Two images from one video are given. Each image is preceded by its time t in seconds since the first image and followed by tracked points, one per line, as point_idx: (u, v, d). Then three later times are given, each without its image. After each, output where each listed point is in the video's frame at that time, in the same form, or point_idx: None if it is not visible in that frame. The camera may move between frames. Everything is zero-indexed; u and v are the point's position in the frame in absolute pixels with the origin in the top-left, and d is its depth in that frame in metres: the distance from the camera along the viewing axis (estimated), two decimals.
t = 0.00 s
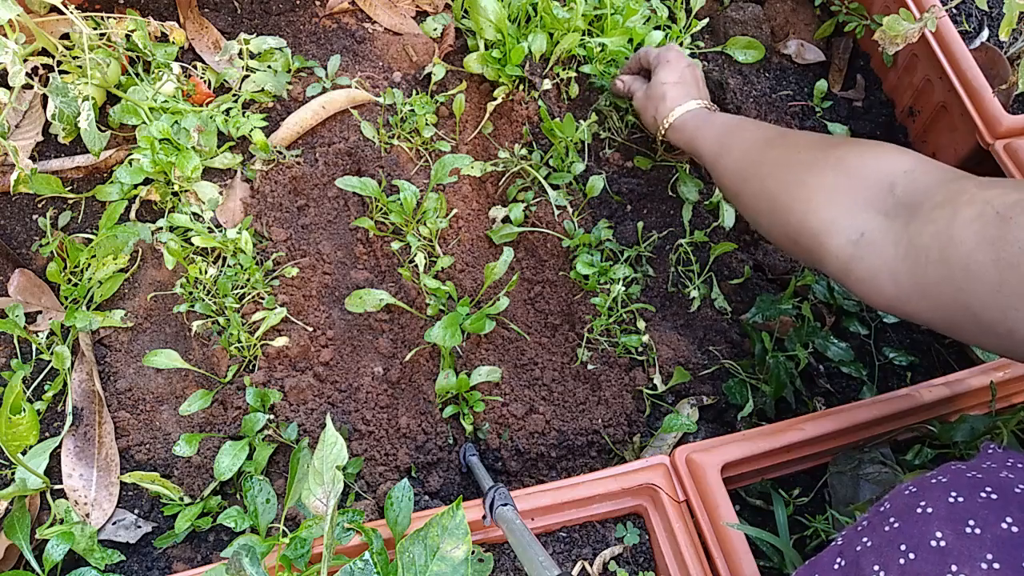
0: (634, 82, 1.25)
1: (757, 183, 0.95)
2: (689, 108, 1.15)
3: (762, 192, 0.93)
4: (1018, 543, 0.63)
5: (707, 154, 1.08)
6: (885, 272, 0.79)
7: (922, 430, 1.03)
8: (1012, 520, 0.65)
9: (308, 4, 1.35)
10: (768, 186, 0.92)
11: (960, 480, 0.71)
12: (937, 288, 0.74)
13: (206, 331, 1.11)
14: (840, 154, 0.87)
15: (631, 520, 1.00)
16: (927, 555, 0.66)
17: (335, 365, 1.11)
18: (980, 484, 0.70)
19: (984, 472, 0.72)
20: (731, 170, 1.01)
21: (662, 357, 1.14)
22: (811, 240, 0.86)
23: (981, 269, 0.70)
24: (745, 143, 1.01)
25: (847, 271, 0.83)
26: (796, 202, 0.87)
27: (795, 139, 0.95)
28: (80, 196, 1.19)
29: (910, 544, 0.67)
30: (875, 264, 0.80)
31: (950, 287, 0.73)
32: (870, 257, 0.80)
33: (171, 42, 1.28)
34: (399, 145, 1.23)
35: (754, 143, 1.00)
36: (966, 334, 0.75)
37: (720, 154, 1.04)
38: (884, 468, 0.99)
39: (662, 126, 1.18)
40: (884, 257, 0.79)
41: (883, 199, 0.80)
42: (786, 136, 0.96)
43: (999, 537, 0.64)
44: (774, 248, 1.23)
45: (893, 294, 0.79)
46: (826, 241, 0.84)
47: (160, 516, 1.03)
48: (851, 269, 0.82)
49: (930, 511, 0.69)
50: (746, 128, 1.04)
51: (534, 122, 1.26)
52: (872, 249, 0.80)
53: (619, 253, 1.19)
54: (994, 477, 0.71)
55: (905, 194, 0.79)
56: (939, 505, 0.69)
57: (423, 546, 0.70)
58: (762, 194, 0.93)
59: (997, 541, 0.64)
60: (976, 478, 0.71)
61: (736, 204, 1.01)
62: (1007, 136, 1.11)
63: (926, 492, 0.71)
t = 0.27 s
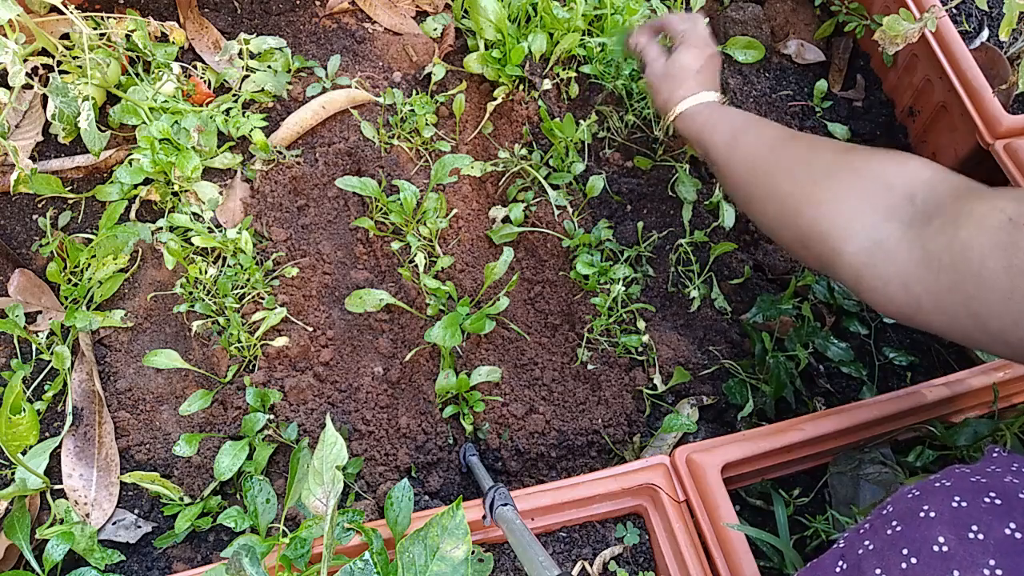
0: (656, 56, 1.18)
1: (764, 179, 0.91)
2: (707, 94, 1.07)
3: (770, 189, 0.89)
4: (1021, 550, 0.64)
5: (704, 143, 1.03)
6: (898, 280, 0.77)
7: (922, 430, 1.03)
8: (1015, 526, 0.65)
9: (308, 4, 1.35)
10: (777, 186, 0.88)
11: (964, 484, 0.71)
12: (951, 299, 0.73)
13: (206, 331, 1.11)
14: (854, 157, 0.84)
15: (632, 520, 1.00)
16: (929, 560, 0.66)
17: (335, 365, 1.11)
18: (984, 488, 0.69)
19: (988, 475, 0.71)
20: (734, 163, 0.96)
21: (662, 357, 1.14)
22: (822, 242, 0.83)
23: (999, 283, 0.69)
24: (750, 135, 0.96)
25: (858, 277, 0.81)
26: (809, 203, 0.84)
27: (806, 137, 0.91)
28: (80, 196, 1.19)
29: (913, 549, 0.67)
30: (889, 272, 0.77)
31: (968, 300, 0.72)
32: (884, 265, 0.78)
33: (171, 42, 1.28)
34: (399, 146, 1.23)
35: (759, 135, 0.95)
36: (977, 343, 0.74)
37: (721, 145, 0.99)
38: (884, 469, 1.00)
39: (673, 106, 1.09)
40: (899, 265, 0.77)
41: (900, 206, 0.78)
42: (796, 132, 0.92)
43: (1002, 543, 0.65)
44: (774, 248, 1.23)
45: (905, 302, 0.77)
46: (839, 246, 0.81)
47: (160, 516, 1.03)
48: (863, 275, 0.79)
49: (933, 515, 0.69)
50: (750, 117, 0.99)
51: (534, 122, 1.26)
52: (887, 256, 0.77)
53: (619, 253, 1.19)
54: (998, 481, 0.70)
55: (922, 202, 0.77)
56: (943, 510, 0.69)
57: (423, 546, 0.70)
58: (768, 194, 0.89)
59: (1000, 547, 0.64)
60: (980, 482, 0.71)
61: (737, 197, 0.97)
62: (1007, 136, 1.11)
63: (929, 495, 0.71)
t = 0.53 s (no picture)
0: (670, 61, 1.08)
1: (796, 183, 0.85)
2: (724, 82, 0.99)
3: (799, 198, 0.84)
4: (1019, 555, 0.64)
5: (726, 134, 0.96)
6: (927, 300, 0.74)
7: (922, 431, 1.03)
8: (1014, 530, 0.66)
9: (308, 4, 1.35)
10: (798, 198, 0.84)
11: (963, 487, 0.71)
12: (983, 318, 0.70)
13: (206, 331, 1.11)
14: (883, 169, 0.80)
15: (632, 520, 1.00)
16: (927, 563, 0.66)
17: (335, 365, 1.11)
18: (984, 491, 0.69)
19: (988, 478, 0.71)
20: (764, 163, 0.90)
21: (662, 357, 1.14)
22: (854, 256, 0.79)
23: None
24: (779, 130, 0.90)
25: (884, 295, 0.78)
26: (839, 217, 0.80)
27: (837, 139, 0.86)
28: (80, 196, 1.19)
29: (910, 551, 0.68)
30: (918, 289, 0.74)
31: (1000, 327, 0.68)
32: (917, 285, 0.74)
33: (171, 42, 1.28)
34: (399, 145, 1.23)
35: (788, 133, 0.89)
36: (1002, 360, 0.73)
37: (746, 137, 0.93)
38: (884, 469, 1.00)
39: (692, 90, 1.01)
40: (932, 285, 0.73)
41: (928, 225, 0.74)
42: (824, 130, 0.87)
43: (1000, 547, 0.65)
44: (774, 248, 1.23)
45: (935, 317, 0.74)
46: (872, 263, 0.77)
47: (160, 516, 1.02)
48: (890, 293, 0.76)
49: (931, 518, 0.69)
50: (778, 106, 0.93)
51: (534, 122, 1.26)
52: (913, 279, 0.74)
53: (619, 253, 1.19)
54: (999, 484, 0.70)
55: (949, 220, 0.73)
56: (942, 512, 0.69)
57: (423, 546, 0.70)
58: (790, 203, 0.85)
59: (998, 551, 0.64)
60: (980, 485, 0.71)
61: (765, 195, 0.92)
62: (1007, 136, 1.11)
63: (929, 498, 0.71)
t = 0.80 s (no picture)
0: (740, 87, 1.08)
1: (887, 204, 1.04)
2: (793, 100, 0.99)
3: (892, 211, 1.03)
4: (1013, 561, 0.63)
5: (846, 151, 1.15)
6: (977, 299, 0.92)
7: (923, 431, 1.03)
8: (1008, 538, 0.64)
9: (308, 4, 1.35)
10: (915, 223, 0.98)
11: (959, 494, 0.71)
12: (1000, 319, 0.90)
13: (206, 331, 1.11)
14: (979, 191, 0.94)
15: (631, 520, 0.99)
16: (919, 569, 0.66)
17: (335, 365, 1.11)
18: (980, 499, 0.69)
19: (986, 486, 0.71)
20: (865, 183, 1.10)
21: (662, 357, 1.14)
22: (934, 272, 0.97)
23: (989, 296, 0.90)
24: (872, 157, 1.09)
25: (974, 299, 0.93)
26: (913, 238, 0.99)
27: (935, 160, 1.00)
28: (80, 196, 1.19)
29: (903, 557, 0.68)
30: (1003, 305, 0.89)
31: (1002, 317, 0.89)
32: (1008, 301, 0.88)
33: (171, 42, 1.28)
34: (399, 145, 1.23)
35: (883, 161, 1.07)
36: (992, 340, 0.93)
37: (857, 159, 1.11)
38: (884, 469, 1.01)
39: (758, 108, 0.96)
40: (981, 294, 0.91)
41: None
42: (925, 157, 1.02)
43: (994, 555, 0.64)
44: (774, 248, 1.23)
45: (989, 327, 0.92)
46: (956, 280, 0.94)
47: (160, 516, 1.02)
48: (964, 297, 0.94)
49: (925, 525, 0.69)
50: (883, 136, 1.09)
51: (534, 122, 1.26)
52: (998, 283, 0.89)
53: (619, 253, 1.19)
54: (996, 492, 0.70)
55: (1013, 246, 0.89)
56: (935, 519, 0.69)
57: (423, 546, 0.70)
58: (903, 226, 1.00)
59: (990, 558, 0.63)
60: (976, 492, 0.71)
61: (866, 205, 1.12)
62: (1006, 136, 1.11)
63: (924, 504, 0.72)
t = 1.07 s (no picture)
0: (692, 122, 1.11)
1: (883, 267, 0.86)
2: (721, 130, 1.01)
3: (875, 280, 0.87)
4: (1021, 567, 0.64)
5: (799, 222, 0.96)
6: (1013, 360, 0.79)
7: (923, 431, 1.03)
8: (1016, 543, 0.66)
9: (308, 4, 1.35)
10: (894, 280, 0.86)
11: (969, 496, 0.71)
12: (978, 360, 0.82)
13: (206, 330, 1.11)
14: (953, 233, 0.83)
15: (631, 520, 0.99)
16: (926, 571, 0.67)
17: (335, 365, 1.11)
18: (989, 502, 0.70)
19: (995, 489, 0.72)
20: (846, 255, 0.90)
21: (662, 357, 1.14)
22: (945, 336, 0.83)
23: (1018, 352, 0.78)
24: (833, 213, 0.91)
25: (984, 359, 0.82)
26: (931, 303, 0.83)
27: (903, 207, 0.88)
28: (80, 196, 1.19)
29: (911, 558, 0.68)
30: (1014, 353, 0.79)
31: None
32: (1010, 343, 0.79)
33: (171, 42, 1.28)
34: (399, 146, 1.23)
35: (856, 214, 0.89)
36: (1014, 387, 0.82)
37: (810, 226, 0.93)
38: (884, 469, 1.02)
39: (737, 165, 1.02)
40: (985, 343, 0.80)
41: None
42: (823, 190, 0.93)
43: (1003, 558, 0.65)
44: (774, 248, 1.23)
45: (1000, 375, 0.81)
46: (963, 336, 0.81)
47: (160, 516, 1.03)
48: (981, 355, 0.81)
49: (934, 527, 0.70)
50: (797, 171, 0.96)
51: (534, 122, 1.26)
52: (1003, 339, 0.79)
53: (619, 253, 1.19)
54: (1005, 495, 0.71)
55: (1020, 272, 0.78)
56: (944, 521, 0.70)
57: (423, 546, 0.70)
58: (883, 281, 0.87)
59: (999, 562, 0.65)
60: (986, 495, 0.71)
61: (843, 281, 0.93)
62: (1006, 136, 1.11)
63: (932, 506, 0.72)
